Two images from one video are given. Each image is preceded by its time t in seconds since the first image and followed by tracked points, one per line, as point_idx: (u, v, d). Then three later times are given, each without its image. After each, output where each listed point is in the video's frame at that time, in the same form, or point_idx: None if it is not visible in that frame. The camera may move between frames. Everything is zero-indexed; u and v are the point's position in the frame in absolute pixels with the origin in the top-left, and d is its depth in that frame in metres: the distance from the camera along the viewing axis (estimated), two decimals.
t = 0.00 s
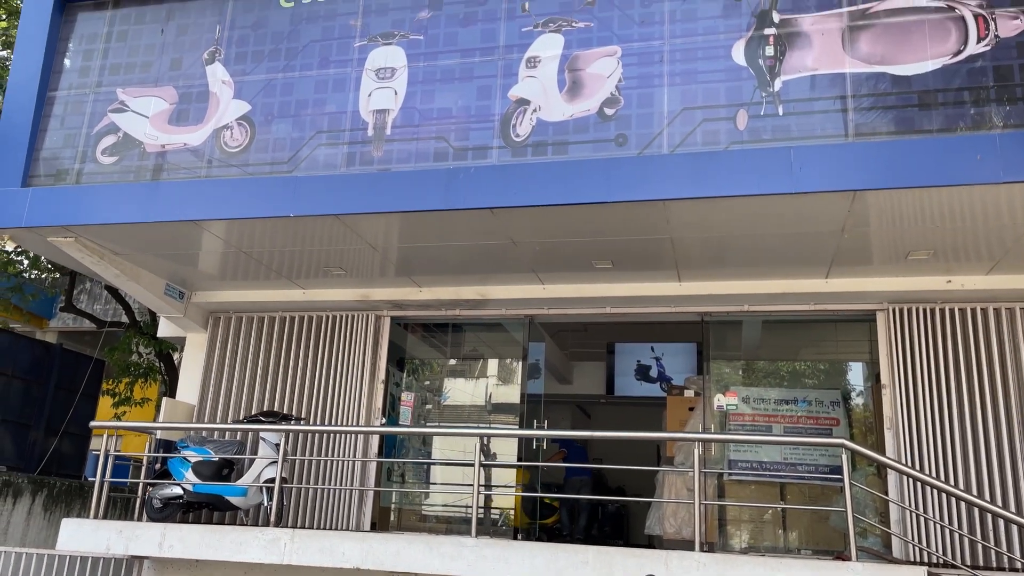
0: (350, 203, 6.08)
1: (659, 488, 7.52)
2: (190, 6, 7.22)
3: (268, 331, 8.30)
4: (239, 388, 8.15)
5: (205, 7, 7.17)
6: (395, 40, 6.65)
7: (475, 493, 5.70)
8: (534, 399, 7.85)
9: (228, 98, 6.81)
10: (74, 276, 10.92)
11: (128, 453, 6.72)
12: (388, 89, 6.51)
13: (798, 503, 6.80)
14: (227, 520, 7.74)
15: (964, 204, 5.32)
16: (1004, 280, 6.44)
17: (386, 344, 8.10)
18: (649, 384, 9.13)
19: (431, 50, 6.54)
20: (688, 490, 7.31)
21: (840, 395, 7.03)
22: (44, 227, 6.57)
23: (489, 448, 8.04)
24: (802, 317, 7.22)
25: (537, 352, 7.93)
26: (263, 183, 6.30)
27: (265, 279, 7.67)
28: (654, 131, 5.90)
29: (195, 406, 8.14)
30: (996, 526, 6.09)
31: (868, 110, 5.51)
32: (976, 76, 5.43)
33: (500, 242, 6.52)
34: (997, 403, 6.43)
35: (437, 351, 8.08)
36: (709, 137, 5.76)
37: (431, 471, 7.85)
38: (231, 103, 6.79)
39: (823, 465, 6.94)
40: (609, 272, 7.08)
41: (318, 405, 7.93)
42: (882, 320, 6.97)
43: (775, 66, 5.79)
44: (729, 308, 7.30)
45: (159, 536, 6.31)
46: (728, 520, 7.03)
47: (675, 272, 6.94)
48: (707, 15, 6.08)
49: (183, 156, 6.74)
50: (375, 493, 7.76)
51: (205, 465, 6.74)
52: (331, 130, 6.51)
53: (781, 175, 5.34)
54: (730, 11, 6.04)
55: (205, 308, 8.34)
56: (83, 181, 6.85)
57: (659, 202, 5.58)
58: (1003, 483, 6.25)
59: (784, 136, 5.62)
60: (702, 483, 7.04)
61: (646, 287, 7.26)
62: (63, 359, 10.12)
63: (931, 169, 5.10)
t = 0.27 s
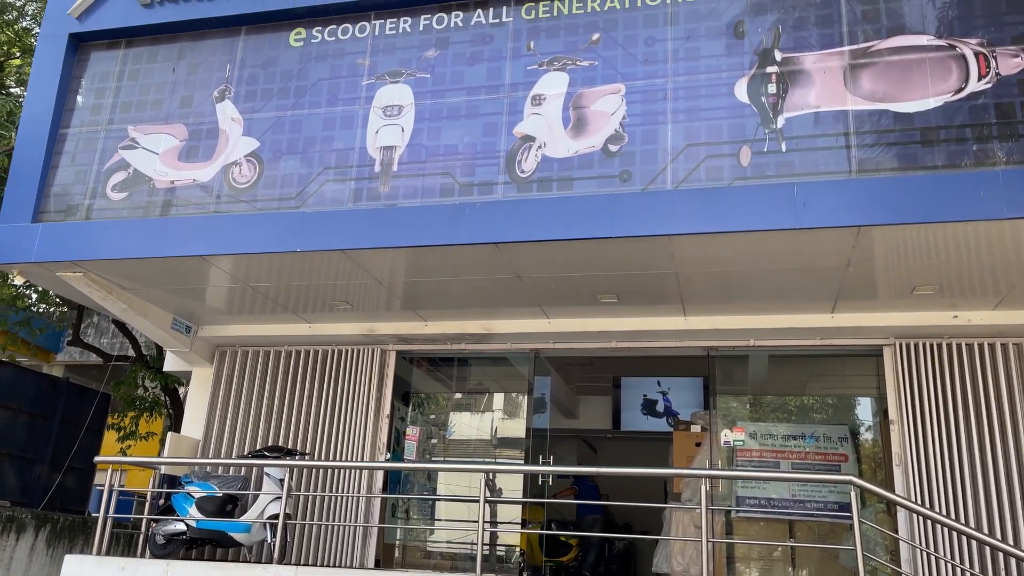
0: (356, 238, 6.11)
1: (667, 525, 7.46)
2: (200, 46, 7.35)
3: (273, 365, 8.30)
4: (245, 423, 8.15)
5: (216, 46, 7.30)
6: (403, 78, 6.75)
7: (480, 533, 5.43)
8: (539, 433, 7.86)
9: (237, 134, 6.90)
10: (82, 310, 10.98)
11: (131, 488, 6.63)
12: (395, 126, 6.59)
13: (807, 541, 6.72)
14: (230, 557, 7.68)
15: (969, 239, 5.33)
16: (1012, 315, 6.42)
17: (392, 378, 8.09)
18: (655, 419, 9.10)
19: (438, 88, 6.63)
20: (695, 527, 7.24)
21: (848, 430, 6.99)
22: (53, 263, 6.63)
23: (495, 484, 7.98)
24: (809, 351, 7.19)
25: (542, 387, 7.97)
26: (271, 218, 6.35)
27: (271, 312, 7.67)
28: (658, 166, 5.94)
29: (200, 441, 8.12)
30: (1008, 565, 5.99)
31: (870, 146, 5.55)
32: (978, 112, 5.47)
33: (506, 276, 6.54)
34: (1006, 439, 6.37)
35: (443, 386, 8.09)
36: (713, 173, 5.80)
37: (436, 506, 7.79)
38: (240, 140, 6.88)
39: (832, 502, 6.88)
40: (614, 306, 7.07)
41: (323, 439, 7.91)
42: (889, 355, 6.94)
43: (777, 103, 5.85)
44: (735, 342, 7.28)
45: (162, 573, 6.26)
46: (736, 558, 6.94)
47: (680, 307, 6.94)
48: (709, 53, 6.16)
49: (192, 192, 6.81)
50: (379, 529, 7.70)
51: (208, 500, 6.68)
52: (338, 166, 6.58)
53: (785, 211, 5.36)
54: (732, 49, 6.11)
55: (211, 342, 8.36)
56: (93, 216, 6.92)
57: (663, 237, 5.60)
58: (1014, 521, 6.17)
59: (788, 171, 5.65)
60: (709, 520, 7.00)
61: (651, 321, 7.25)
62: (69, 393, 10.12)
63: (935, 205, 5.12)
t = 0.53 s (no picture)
0: (361, 272, 6.14)
1: (672, 562, 7.39)
2: (208, 83, 7.45)
3: (276, 399, 8.28)
4: (247, 458, 8.12)
5: (223, 83, 7.40)
6: (407, 114, 6.83)
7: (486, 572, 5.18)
8: (543, 468, 7.75)
9: (243, 170, 6.97)
10: (86, 344, 10.99)
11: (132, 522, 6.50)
12: (399, 161, 6.64)
13: None
14: None
15: (971, 275, 5.33)
16: (1017, 350, 6.39)
17: (395, 412, 8.07)
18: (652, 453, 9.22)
19: (442, 124, 6.70)
20: (701, 565, 7.15)
21: (854, 466, 6.92)
22: (59, 297, 6.65)
23: (498, 520, 7.91)
24: (813, 386, 7.16)
25: (547, 420, 7.87)
26: (275, 253, 6.38)
27: (274, 345, 7.66)
28: (661, 202, 5.97)
29: (202, 476, 8.07)
30: None
31: (872, 182, 5.59)
32: (979, 148, 5.50)
33: (509, 310, 6.54)
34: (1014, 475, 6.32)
35: (446, 420, 8.04)
36: (715, 209, 5.82)
37: (439, 543, 7.72)
38: (246, 175, 6.94)
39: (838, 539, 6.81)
40: (618, 340, 7.05)
41: (326, 474, 7.87)
42: (894, 389, 6.92)
43: (779, 139, 5.91)
44: (739, 377, 7.25)
45: None
46: None
47: (684, 341, 6.92)
48: (711, 90, 6.22)
49: (198, 227, 6.86)
50: (381, 566, 7.61)
51: (208, 536, 6.52)
52: (343, 201, 6.63)
53: (788, 247, 5.38)
54: (734, 86, 6.18)
55: (214, 376, 8.35)
56: (99, 251, 6.95)
57: (667, 271, 5.61)
58: None
59: (790, 207, 5.68)
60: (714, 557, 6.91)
61: (655, 355, 7.22)
62: (71, 427, 10.09)
63: (936, 240, 5.13)
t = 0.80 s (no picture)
0: (362, 304, 6.15)
1: None
2: (214, 116, 7.54)
3: (277, 430, 8.25)
4: (247, 490, 8.06)
5: (229, 117, 7.48)
6: (410, 147, 6.89)
7: None
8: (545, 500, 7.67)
9: (247, 202, 7.02)
10: (87, 374, 10.99)
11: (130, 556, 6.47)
12: (402, 193, 6.69)
13: None
14: None
15: (972, 307, 5.33)
16: (1020, 383, 6.37)
17: (395, 445, 8.03)
18: (643, 485, 9.05)
19: (445, 157, 6.76)
20: None
21: (859, 500, 6.85)
22: (61, 328, 6.67)
23: (500, 554, 7.83)
24: (816, 418, 7.12)
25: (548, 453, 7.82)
26: (278, 284, 6.40)
27: (276, 376, 7.65)
28: (662, 234, 5.99)
29: (200, 508, 8.01)
30: None
31: (872, 215, 5.61)
32: (978, 182, 5.53)
33: (511, 342, 6.54)
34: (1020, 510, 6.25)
35: (447, 452, 7.99)
36: (716, 241, 5.84)
37: None
38: (250, 207, 6.99)
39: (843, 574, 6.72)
40: (620, 372, 7.03)
41: (326, 507, 7.81)
42: (898, 423, 6.89)
43: (779, 173, 5.95)
44: (742, 409, 7.22)
45: None
46: None
47: (686, 373, 6.90)
48: (711, 123, 6.28)
49: (201, 258, 6.89)
50: None
51: (207, 569, 6.59)
52: (346, 233, 6.66)
53: (789, 280, 5.39)
54: (734, 120, 6.23)
55: (215, 407, 8.32)
56: (102, 282, 6.98)
57: (668, 303, 5.62)
58: None
59: (791, 240, 5.69)
60: None
61: (657, 387, 7.20)
62: (70, 458, 10.04)
63: (937, 274, 5.14)
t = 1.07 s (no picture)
0: (363, 333, 6.15)
1: None
2: (217, 145, 7.60)
3: (276, 460, 8.21)
4: (245, 520, 7.99)
5: (232, 146, 7.54)
6: (412, 176, 6.93)
7: None
8: (545, 530, 7.64)
9: (249, 231, 7.05)
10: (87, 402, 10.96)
11: None
12: (403, 223, 6.72)
13: None
14: None
15: (974, 338, 5.33)
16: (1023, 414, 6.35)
17: (395, 474, 7.98)
18: (634, 516, 8.93)
19: (446, 186, 6.80)
20: None
21: (862, 531, 6.79)
22: (62, 356, 6.66)
23: None
24: (818, 449, 7.08)
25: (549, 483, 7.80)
26: (279, 313, 6.41)
27: (275, 405, 7.63)
28: (662, 263, 6.00)
29: (198, 539, 7.94)
30: None
31: (872, 245, 5.63)
32: (978, 213, 5.55)
33: (511, 371, 6.52)
34: None
35: (447, 481, 7.92)
36: (717, 270, 5.86)
37: None
38: (252, 236, 7.02)
39: None
40: (621, 402, 7.01)
41: (325, 537, 7.74)
42: (901, 453, 6.86)
43: (779, 203, 5.98)
44: (744, 440, 7.18)
45: None
46: None
47: (688, 403, 6.87)
48: (711, 154, 6.32)
49: (202, 286, 6.90)
50: None
51: None
52: (347, 261, 6.68)
53: (790, 309, 5.39)
54: (733, 151, 6.28)
55: (214, 436, 8.29)
56: (103, 310, 6.99)
57: (669, 333, 5.62)
58: None
59: (791, 269, 5.70)
60: None
61: (658, 417, 7.16)
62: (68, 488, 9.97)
63: (938, 304, 5.15)
